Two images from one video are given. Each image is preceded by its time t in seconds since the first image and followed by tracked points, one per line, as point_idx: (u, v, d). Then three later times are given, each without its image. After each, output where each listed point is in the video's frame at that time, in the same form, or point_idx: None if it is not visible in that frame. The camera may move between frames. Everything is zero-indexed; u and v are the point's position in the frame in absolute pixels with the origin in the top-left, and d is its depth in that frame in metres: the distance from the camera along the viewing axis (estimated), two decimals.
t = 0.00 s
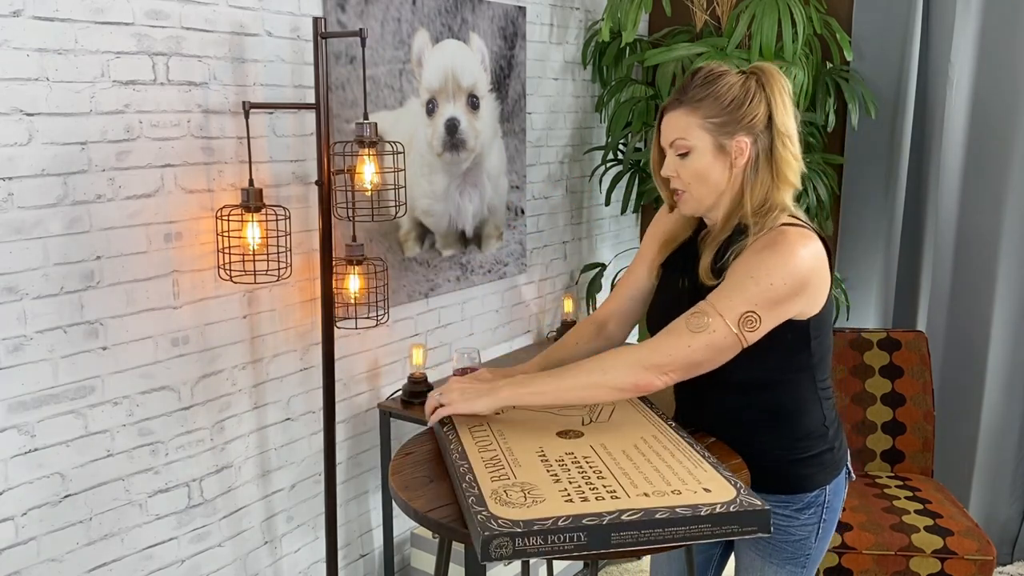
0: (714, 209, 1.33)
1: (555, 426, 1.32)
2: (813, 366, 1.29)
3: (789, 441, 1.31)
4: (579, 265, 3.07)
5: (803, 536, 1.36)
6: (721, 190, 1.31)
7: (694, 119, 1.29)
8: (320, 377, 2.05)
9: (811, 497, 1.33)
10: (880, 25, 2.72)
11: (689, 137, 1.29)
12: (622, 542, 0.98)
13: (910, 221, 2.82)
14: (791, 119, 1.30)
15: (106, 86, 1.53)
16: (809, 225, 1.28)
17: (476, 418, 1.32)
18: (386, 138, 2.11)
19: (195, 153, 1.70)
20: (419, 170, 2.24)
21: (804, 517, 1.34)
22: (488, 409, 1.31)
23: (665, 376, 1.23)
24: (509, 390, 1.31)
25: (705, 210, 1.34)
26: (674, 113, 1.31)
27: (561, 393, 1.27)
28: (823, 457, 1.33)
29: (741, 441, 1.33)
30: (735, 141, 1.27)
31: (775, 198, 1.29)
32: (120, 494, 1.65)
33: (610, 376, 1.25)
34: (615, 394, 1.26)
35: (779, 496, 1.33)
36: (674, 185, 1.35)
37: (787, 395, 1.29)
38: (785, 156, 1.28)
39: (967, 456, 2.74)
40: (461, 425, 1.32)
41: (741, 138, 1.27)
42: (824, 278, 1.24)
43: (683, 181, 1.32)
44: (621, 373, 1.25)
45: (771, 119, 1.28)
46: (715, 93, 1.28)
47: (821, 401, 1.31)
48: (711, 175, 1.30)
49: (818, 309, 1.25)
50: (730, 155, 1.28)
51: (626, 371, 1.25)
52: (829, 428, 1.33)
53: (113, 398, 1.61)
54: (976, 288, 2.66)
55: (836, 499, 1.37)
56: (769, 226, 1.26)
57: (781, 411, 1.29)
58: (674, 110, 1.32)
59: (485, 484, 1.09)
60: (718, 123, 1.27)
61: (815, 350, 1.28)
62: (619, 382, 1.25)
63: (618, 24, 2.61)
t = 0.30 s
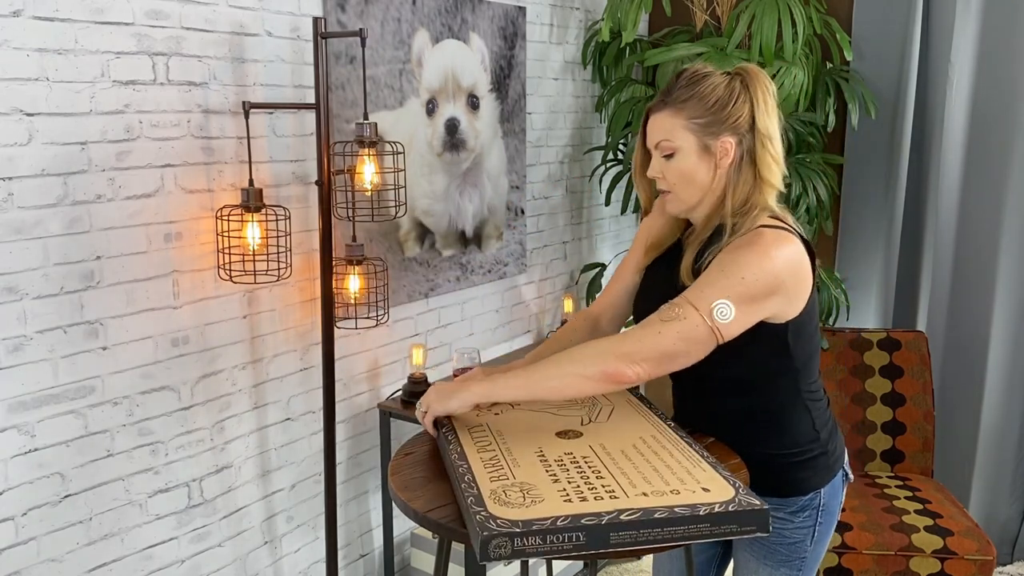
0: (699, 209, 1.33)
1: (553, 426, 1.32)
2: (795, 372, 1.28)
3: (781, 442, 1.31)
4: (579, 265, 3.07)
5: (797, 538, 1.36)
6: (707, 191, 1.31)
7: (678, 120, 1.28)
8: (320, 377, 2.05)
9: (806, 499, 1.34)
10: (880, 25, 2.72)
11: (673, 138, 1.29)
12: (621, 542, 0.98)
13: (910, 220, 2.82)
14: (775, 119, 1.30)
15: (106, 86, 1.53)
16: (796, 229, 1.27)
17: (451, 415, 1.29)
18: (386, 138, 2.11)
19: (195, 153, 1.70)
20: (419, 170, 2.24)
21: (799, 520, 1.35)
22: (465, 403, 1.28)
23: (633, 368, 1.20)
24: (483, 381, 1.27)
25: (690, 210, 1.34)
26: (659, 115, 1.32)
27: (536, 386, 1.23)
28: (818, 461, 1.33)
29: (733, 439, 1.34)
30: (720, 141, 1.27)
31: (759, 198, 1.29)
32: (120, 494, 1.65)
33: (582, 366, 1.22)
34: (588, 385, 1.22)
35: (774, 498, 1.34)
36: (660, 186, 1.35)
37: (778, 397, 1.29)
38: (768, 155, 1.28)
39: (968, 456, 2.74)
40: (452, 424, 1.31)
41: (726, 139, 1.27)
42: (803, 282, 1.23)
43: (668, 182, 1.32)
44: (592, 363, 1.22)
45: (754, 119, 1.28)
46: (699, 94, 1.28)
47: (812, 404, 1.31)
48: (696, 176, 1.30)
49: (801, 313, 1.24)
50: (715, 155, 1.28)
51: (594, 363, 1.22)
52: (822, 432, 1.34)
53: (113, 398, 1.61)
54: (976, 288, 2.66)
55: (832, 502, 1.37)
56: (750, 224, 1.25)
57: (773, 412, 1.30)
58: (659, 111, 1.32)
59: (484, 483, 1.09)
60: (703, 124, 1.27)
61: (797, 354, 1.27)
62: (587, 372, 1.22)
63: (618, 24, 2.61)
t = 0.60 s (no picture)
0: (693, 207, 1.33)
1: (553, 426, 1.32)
2: (790, 369, 1.28)
3: (772, 441, 1.32)
4: (579, 265, 3.07)
5: (788, 540, 1.36)
6: (703, 188, 1.31)
7: (673, 118, 1.28)
8: (320, 377, 2.06)
9: (797, 500, 1.34)
10: (879, 25, 2.71)
11: (669, 136, 1.29)
12: (623, 543, 0.98)
13: (910, 221, 2.82)
14: (768, 117, 1.30)
15: (106, 86, 1.53)
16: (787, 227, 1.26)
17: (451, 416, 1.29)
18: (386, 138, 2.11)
19: (195, 153, 1.70)
20: (419, 170, 2.24)
21: (790, 520, 1.35)
22: (466, 406, 1.28)
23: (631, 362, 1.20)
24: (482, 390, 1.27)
25: (686, 209, 1.33)
26: (654, 114, 1.31)
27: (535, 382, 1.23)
28: (809, 462, 1.33)
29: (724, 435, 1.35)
30: (715, 139, 1.27)
31: (753, 195, 1.29)
32: (120, 494, 1.65)
33: (577, 361, 1.22)
34: (585, 380, 1.22)
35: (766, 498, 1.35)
36: (655, 186, 1.35)
37: (769, 396, 1.29)
38: (763, 153, 1.28)
39: (968, 456, 2.74)
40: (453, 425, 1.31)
41: (721, 136, 1.27)
42: (792, 277, 1.23)
43: (664, 182, 1.32)
44: (587, 358, 1.22)
45: (749, 116, 1.28)
46: (693, 93, 1.28)
47: (803, 406, 1.32)
48: (692, 174, 1.29)
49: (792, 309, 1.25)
50: (711, 153, 1.28)
51: (587, 357, 1.22)
52: (815, 433, 1.34)
53: (113, 398, 1.61)
54: (977, 288, 2.65)
55: (823, 505, 1.37)
56: (743, 220, 1.25)
57: (764, 412, 1.30)
58: (654, 111, 1.32)
59: (486, 483, 1.09)
60: (698, 122, 1.27)
61: (788, 350, 1.27)
62: (583, 367, 1.22)
63: (618, 24, 2.61)
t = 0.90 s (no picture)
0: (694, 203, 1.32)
1: (553, 426, 1.32)
2: (789, 367, 1.29)
3: (770, 439, 1.32)
4: (579, 265, 3.07)
5: (787, 537, 1.37)
6: (705, 184, 1.30)
7: (669, 119, 1.28)
8: (320, 377, 2.06)
9: (795, 497, 1.35)
10: (879, 24, 2.71)
11: (667, 137, 1.28)
12: (623, 543, 0.98)
13: (910, 221, 2.82)
14: (757, 109, 1.31)
15: (106, 86, 1.53)
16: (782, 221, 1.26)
17: (455, 414, 1.31)
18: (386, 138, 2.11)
19: (195, 153, 1.70)
20: (419, 170, 2.24)
21: (788, 517, 1.36)
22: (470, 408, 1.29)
23: (632, 357, 1.18)
24: (487, 391, 1.28)
25: (689, 208, 1.33)
26: (649, 118, 1.31)
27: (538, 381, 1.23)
28: (807, 458, 1.33)
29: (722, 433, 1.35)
30: (712, 135, 1.27)
31: (751, 186, 1.30)
32: (120, 494, 1.65)
33: (579, 360, 1.21)
34: (587, 377, 1.20)
35: (765, 495, 1.35)
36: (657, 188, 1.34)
37: (768, 393, 1.29)
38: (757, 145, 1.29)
39: (968, 455, 2.74)
40: (453, 426, 1.32)
41: (718, 132, 1.27)
42: (789, 271, 1.22)
43: (667, 183, 1.31)
44: (590, 354, 1.21)
45: (741, 111, 1.28)
46: (685, 92, 1.28)
47: (801, 403, 1.32)
48: (693, 171, 1.29)
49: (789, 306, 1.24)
50: (709, 149, 1.28)
51: (591, 353, 1.21)
52: (813, 429, 1.34)
53: (113, 398, 1.61)
54: (976, 288, 2.65)
55: (821, 502, 1.37)
56: (744, 211, 1.26)
57: (762, 409, 1.31)
58: (647, 115, 1.32)
59: (485, 485, 1.09)
60: (694, 120, 1.27)
61: (787, 347, 1.27)
62: (586, 364, 1.21)
63: (618, 24, 2.61)
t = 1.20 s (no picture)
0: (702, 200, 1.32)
1: (552, 426, 1.32)
2: (790, 363, 1.29)
3: (770, 435, 1.32)
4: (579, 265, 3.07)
5: (789, 532, 1.36)
6: (712, 182, 1.30)
7: (686, 111, 1.28)
8: (320, 377, 2.06)
9: (797, 492, 1.34)
10: (879, 24, 2.71)
11: (681, 129, 1.28)
12: (626, 545, 0.98)
13: (910, 221, 2.83)
14: (771, 115, 1.32)
15: (106, 86, 1.53)
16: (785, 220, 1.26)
17: (458, 410, 1.30)
18: (386, 138, 2.11)
19: (195, 153, 1.70)
20: (419, 170, 2.24)
21: (791, 512, 1.35)
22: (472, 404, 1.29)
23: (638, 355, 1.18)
24: (493, 386, 1.28)
25: (693, 204, 1.33)
26: (665, 108, 1.30)
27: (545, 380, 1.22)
28: (808, 453, 1.33)
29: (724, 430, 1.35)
30: (726, 132, 1.27)
31: (757, 189, 1.30)
32: (120, 494, 1.65)
33: (586, 355, 1.21)
34: (593, 373, 1.20)
35: (766, 491, 1.35)
36: (664, 179, 1.33)
37: (769, 389, 1.29)
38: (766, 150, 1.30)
39: (968, 455, 2.74)
40: (453, 427, 1.32)
41: (732, 131, 1.27)
42: (791, 272, 1.22)
43: (675, 174, 1.31)
44: (596, 349, 1.20)
45: (756, 114, 1.29)
46: (704, 88, 1.28)
47: (800, 399, 1.32)
48: (703, 167, 1.29)
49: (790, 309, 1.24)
50: (721, 147, 1.28)
51: (597, 348, 1.20)
52: (812, 424, 1.34)
53: (113, 398, 1.61)
54: (977, 288, 2.65)
55: (822, 497, 1.38)
56: (748, 212, 1.26)
57: (762, 405, 1.31)
58: (663, 106, 1.31)
59: (487, 486, 1.09)
60: (709, 115, 1.27)
61: (788, 344, 1.27)
62: (592, 359, 1.20)
63: (618, 24, 2.61)
